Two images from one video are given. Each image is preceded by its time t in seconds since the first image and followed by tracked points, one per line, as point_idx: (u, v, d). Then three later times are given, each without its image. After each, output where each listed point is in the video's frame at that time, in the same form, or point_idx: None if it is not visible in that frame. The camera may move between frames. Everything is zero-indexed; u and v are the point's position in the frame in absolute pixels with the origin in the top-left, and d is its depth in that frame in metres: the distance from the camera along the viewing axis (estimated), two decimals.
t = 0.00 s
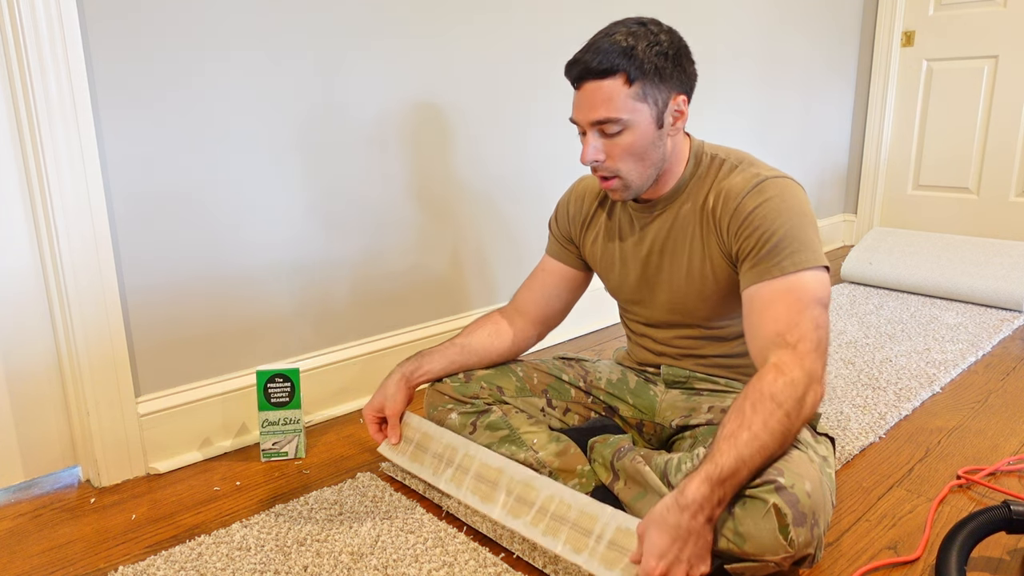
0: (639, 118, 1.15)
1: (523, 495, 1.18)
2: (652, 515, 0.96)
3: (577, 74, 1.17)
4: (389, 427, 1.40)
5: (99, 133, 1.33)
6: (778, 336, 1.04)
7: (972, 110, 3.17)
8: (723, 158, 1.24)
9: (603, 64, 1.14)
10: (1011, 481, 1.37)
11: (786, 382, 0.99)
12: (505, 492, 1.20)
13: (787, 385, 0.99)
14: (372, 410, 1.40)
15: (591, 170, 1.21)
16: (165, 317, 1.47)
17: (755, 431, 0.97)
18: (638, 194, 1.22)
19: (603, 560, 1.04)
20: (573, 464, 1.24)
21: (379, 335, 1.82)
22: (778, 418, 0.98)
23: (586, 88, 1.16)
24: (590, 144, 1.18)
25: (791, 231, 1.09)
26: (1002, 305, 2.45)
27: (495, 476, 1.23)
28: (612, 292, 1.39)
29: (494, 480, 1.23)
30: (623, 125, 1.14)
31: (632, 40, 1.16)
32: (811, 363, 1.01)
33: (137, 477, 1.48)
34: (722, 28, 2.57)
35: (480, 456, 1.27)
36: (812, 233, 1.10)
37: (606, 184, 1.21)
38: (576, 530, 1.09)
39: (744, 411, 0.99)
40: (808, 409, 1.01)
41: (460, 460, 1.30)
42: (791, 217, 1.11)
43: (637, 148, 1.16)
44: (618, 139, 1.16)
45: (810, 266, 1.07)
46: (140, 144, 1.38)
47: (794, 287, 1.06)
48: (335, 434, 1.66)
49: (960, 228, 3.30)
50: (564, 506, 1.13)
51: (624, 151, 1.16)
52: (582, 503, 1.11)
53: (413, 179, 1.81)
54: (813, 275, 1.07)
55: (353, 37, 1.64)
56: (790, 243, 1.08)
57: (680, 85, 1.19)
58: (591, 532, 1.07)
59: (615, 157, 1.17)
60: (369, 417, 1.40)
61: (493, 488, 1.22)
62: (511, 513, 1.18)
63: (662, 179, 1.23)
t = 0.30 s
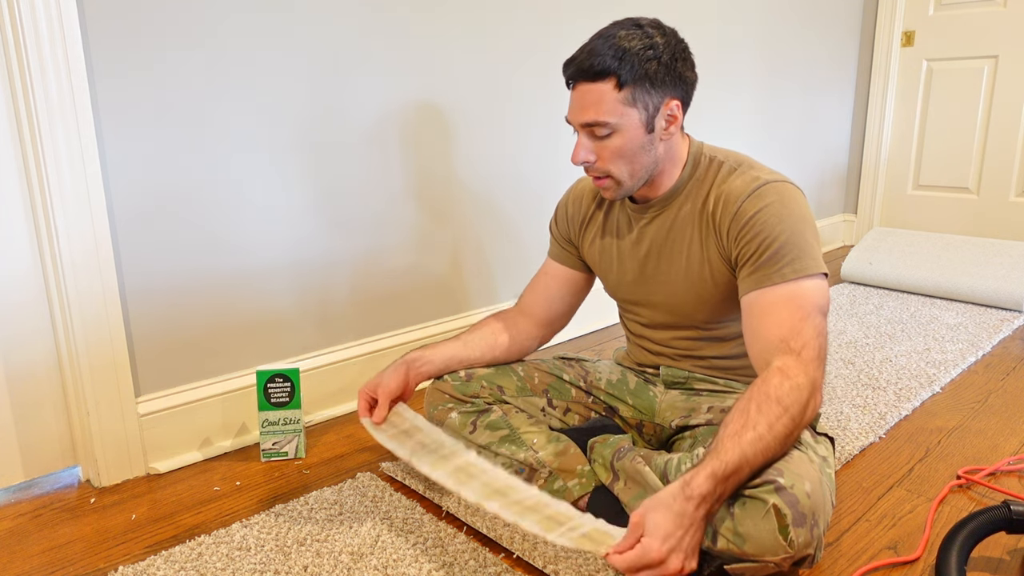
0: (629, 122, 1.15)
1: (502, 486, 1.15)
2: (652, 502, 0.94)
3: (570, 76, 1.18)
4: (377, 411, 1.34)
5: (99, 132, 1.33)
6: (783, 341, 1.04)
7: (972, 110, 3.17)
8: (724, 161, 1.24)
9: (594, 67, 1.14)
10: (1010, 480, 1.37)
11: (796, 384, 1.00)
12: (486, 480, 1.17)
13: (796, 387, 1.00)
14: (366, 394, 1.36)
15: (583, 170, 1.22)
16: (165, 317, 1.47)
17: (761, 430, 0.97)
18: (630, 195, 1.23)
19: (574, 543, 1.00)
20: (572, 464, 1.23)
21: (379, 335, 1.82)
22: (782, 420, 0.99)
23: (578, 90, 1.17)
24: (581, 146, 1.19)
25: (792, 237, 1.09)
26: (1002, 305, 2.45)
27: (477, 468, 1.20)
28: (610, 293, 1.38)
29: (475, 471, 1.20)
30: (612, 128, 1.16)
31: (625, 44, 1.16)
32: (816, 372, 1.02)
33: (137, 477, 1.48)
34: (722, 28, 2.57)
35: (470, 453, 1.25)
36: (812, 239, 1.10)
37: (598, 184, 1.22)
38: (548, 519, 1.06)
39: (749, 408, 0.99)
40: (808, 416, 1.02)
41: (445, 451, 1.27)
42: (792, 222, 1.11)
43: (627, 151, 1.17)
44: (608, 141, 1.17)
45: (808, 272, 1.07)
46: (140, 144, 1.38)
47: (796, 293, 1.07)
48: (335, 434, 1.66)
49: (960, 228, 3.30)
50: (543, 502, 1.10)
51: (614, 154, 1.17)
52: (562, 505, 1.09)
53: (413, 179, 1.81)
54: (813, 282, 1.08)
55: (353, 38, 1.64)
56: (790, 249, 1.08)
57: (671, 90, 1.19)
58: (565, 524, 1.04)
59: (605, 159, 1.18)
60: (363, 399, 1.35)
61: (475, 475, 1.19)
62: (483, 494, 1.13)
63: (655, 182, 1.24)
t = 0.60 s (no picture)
0: (632, 123, 1.15)
1: (509, 500, 1.18)
2: (642, 527, 0.96)
3: (575, 75, 1.18)
4: (382, 434, 1.39)
5: (99, 132, 1.33)
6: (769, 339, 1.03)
7: (972, 110, 3.17)
8: (726, 159, 1.24)
9: (598, 68, 1.14)
10: (1010, 480, 1.37)
11: (774, 385, 0.99)
12: (493, 496, 1.20)
13: (775, 388, 0.99)
14: (364, 420, 1.40)
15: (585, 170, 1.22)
16: (165, 317, 1.47)
17: (741, 437, 0.97)
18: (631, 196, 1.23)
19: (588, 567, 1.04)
20: (573, 464, 1.24)
21: (379, 335, 1.82)
22: (764, 423, 0.98)
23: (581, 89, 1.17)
24: (583, 146, 1.19)
25: (790, 232, 1.09)
26: (1002, 305, 2.45)
27: (483, 481, 1.23)
28: (610, 291, 1.38)
29: (483, 485, 1.23)
30: (614, 129, 1.16)
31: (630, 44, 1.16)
32: (801, 367, 1.01)
33: (137, 477, 1.48)
34: (722, 28, 2.57)
35: (471, 458, 1.27)
36: (811, 235, 1.10)
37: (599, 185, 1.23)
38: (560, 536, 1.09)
39: (729, 416, 0.99)
40: (795, 412, 1.01)
41: (451, 465, 1.29)
42: (791, 219, 1.11)
43: (629, 153, 1.17)
44: (610, 142, 1.17)
45: (806, 268, 1.07)
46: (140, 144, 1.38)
47: (787, 288, 1.06)
48: (335, 434, 1.66)
49: (960, 228, 3.30)
50: (548, 512, 1.12)
51: (616, 154, 1.17)
52: (565, 510, 1.11)
53: (413, 179, 1.81)
54: (809, 277, 1.07)
55: (353, 38, 1.64)
56: (788, 244, 1.08)
57: (676, 91, 1.18)
58: (576, 539, 1.07)
59: (607, 160, 1.18)
60: (364, 435, 1.41)
61: (483, 492, 1.22)
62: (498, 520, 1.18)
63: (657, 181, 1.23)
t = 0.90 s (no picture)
0: (632, 129, 1.15)
1: (507, 517, 1.19)
2: (635, 559, 0.96)
3: (576, 79, 1.17)
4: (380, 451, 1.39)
5: (99, 133, 1.33)
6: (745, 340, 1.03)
7: (972, 109, 3.17)
8: (726, 159, 1.24)
9: (599, 72, 1.14)
10: (1010, 480, 1.37)
11: (745, 394, 0.99)
12: (491, 513, 1.21)
13: (747, 397, 0.98)
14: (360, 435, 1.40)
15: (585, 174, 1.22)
16: (165, 317, 1.48)
17: (718, 453, 0.97)
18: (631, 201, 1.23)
19: None
20: (573, 464, 1.25)
21: (379, 335, 1.82)
22: (740, 435, 0.98)
23: (582, 94, 1.17)
24: (582, 151, 1.19)
25: (781, 231, 1.09)
26: (1002, 305, 2.45)
27: (482, 498, 1.23)
28: (609, 292, 1.38)
29: (481, 501, 1.23)
30: (615, 134, 1.15)
31: (633, 48, 1.15)
32: (773, 368, 1.00)
33: (137, 477, 1.48)
34: (722, 28, 2.57)
35: (469, 474, 1.28)
36: (803, 235, 1.10)
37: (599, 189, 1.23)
38: (558, 553, 1.10)
39: (704, 433, 0.99)
40: (771, 413, 1.01)
41: (449, 481, 1.29)
42: (784, 218, 1.11)
43: (628, 158, 1.17)
44: (610, 148, 1.17)
45: (797, 268, 1.07)
46: (140, 144, 1.38)
47: (766, 288, 1.06)
48: (335, 434, 1.67)
49: (960, 228, 3.30)
50: (546, 530, 1.14)
51: (616, 160, 1.17)
52: (563, 528, 1.12)
53: (413, 179, 1.81)
54: (797, 277, 1.07)
55: (353, 38, 1.64)
56: (777, 242, 1.08)
57: (678, 97, 1.18)
58: (573, 557, 1.08)
59: (606, 165, 1.18)
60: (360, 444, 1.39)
61: (481, 508, 1.22)
62: (497, 537, 1.18)
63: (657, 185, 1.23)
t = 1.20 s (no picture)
0: (642, 130, 1.13)
1: (504, 533, 1.19)
2: None
3: (575, 89, 1.13)
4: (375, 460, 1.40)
5: (98, 132, 1.33)
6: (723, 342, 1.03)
7: (972, 109, 3.17)
8: (719, 160, 1.24)
9: (602, 77, 1.11)
10: (1010, 480, 1.37)
11: (722, 404, 0.99)
12: (487, 529, 1.21)
13: (725, 407, 0.99)
14: (356, 441, 1.40)
15: (595, 185, 1.18)
16: (165, 317, 1.48)
17: (702, 467, 0.98)
18: (643, 203, 1.21)
19: None
20: (573, 465, 1.28)
21: (378, 335, 1.82)
22: (721, 446, 0.98)
23: (585, 103, 1.12)
24: (592, 161, 1.15)
25: (768, 233, 1.09)
26: (1002, 305, 2.45)
27: (479, 514, 1.25)
28: (605, 292, 1.37)
29: (479, 517, 1.24)
30: (626, 138, 1.13)
31: (627, 51, 1.14)
32: (750, 371, 1.01)
33: (137, 477, 1.48)
34: (722, 28, 2.57)
35: (470, 495, 1.29)
36: (791, 238, 1.10)
37: (612, 196, 1.19)
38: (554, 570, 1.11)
39: (687, 447, 1.00)
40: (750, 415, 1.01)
41: (448, 497, 1.31)
42: (772, 220, 1.10)
43: (641, 160, 1.15)
44: (622, 153, 1.14)
45: (783, 272, 1.07)
46: (139, 144, 1.38)
47: (749, 289, 1.06)
48: (335, 434, 1.67)
49: (959, 228, 3.30)
50: (544, 549, 1.15)
51: (629, 164, 1.14)
52: (563, 551, 1.14)
53: (413, 179, 1.81)
54: (782, 281, 1.07)
55: (353, 37, 1.64)
56: (764, 245, 1.08)
57: (678, 91, 1.18)
58: None
59: (619, 171, 1.15)
60: (354, 448, 1.40)
61: (477, 522, 1.23)
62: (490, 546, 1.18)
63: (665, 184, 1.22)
